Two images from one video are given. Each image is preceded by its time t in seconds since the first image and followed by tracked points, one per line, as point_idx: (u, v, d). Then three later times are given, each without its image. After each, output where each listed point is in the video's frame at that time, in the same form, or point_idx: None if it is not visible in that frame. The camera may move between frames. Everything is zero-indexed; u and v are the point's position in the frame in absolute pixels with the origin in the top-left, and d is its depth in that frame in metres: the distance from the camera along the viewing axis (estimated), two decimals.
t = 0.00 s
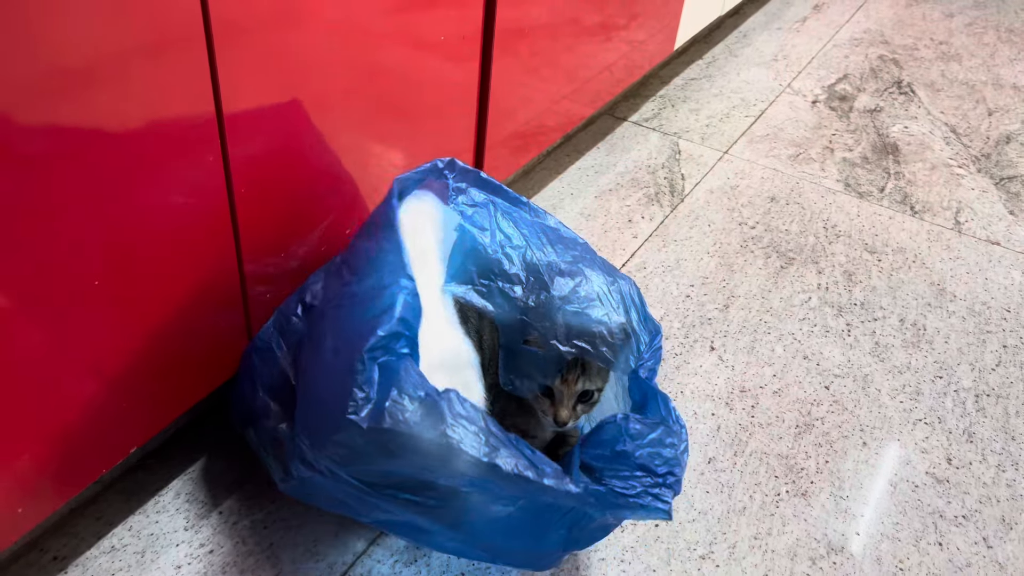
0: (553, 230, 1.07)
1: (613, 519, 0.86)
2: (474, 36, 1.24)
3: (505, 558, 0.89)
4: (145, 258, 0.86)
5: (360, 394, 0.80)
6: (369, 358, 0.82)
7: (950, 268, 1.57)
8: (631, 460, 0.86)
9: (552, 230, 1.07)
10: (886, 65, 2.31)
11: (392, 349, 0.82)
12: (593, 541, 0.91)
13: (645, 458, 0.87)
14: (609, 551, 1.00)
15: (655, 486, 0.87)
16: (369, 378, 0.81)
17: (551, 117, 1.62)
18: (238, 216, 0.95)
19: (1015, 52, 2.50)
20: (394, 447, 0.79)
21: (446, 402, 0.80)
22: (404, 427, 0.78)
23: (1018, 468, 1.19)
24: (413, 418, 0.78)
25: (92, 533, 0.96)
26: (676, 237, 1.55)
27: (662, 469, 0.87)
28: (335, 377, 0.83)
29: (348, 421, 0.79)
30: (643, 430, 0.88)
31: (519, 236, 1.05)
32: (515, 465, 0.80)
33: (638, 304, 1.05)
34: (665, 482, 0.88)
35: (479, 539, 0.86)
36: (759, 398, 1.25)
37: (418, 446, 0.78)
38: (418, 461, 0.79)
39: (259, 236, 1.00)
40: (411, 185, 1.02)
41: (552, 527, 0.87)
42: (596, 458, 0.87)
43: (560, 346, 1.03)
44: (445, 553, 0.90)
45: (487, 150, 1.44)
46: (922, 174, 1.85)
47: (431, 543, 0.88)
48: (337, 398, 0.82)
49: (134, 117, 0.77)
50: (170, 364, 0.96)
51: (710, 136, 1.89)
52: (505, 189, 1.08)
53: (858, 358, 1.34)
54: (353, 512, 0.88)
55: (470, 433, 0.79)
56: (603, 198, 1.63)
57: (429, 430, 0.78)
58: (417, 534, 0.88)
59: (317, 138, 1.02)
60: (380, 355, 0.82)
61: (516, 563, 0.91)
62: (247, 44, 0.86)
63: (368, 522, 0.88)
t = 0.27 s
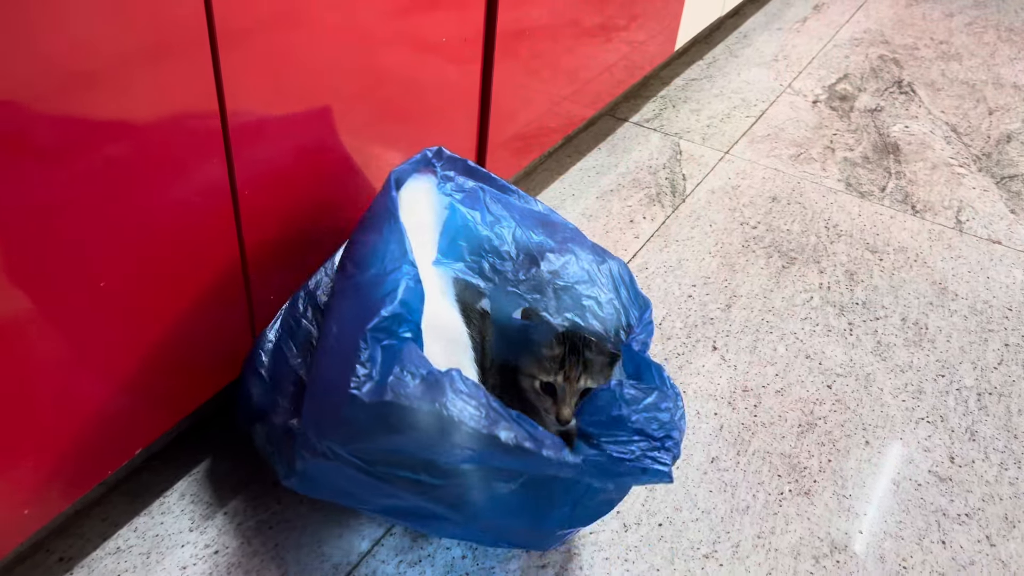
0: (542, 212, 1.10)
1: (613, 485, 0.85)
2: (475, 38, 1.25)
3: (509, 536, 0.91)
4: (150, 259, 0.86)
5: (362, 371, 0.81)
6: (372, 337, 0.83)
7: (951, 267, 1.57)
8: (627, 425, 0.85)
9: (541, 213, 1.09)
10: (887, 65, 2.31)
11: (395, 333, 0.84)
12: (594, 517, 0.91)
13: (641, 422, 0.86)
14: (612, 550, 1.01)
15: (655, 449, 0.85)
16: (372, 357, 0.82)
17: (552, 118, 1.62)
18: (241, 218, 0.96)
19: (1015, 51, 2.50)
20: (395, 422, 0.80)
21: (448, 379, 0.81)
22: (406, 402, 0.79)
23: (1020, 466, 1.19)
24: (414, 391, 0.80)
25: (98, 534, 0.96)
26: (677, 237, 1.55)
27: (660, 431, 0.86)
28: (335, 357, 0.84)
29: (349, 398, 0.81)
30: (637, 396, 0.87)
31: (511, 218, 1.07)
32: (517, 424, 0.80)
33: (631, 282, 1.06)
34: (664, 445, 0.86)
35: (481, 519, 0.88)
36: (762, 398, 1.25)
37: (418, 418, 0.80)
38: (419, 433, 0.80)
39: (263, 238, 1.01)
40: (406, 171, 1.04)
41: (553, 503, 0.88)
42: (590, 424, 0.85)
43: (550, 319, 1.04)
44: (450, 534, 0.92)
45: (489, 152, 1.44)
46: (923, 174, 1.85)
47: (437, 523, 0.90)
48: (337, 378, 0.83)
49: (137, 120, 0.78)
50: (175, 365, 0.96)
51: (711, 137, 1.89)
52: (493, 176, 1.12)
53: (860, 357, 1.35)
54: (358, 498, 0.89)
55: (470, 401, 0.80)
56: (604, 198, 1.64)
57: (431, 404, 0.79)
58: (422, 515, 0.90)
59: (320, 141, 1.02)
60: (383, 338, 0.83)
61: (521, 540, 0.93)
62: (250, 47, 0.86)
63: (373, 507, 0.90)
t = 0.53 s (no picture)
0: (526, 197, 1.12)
1: (589, 435, 0.86)
2: (474, 41, 1.24)
3: (501, 506, 0.93)
4: (150, 264, 0.86)
5: (335, 359, 0.84)
6: (346, 325, 0.86)
7: (952, 269, 1.57)
8: (590, 362, 0.88)
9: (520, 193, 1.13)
10: (887, 66, 2.31)
11: (371, 324, 0.86)
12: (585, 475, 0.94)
13: (607, 361, 0.89)
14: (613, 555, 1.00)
15: (625, 385, 0.87)
16: (346, 346, 0.85)
17: (552, 121, 1.62)
18: (241, 223, 0.95)
19: (1015, 52, 2.50)
20: (370, 407, 0.83)
21: (421, 363, 0.83)
22: (376, 387, 0.82)
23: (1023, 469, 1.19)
24: (386, 376, 0.82)
25: (97, 541, 0.96)
26: (678, 240, 1.55)
27: (628, 369, 0.88)
28: (316, 345, 0.88)
29: (324, 383, 0.84)
30: (601, 338, 0.91)
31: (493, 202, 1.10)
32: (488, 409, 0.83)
33: (611, 251, 1.09)
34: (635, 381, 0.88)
35: (472, 488, 0.89)
36: (763, 401, 1.24)
37: (391, 403, 0.82)
38: (392, 416, 0.83)
39: (262, 244, 1.00)
40: (385, 168, 1.09)
41: (539, 464, 0.90)
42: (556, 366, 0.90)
43: (533, 299, 0.99)
44: (443, 510, 0.94)
45: (489, 155, 1.44)
46: (924, 175, 1.85)
47: (428, 497, 0.92)
48: (314, 367, 0.86)
49: (137, 125, 0.77)
50: (174, 372, 0.96)
51: (711, 139, 1.89)
52: (472, 165, 1.16)
53: (861, 359, 1.34)
54: (348, 485, 0.91)
55: (442, 386, 0.83)
56: (604, 201, 1.63)
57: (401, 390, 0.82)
58: (412, 492, 0.91)
59: (320, 146, 1.02)
60: (358, 326, 0.86)
61: (514, 510, 0.94)
62: (249, 52, 0.86)
63: (367, 492, 0.92)
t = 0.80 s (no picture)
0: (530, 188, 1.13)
1: (589, 428, 0.87)
2: (475, 42, 1.24)
3: (504, 503, 0.92)
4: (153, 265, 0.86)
5: (339, 358, 0.85)
6: (350, 324, 0.87)
7: (954, 268, 1.57)
8: (587, 352, 0.88)
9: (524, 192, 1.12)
10: (887, 66, 2.31)
11: (376, 321, 0.88)
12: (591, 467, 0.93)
13: (605, 351, 0.88)
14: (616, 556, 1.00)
15: (625, 373, 0.86)
16: (350, 345, 0.86)
17: (553, 122, 1.62)
18: (243, 225, 0.96)
19: (1015, 51, 2.50)
20: (370, 407, 0.84)
21: (424, 361, 0.84)
22: (380, 387, 0.83)
23: None
24: (389, 378, 0.83)
25: (102, 543, 0.96)
26: (680, 241, 1.55)
27: (627, 358, 0.88)
28: (318, 346, 0.89)
29: (329, 383, 0.85)
30: (599, 328, 0.90)
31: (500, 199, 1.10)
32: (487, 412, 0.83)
33: (615, 247, 1.09)
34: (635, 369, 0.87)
35: (473, 485, 0.89)
36: (766, 401, 1.25)
37: (391, 404, 0.83)
38: (390, 417, 0.84)
39: (265, 246, 1.01)
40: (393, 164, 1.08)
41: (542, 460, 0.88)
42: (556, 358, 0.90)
43: (540, 288, 1.03)
44: (446, 506, 0.93)
45: (490, 156, 1.44)
46: (925, 175, 1.85)
47: (431, 497, 0.92)
48: (319, 367, 0.87)
49: (140, 128, 0.78)
50: (177, 374, 0.96)
51: (712, 139, 1.89)
52: (478, 164, 1.14)
53: (863, 359, 1.34)
54: (351, 484, 0.91)
55: (441, 387, 0.83)
56: (606, 202, 1.63)
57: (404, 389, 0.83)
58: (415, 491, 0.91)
59: (322, 148, 1.02)
60: (362, 323, 0.87)
61: (519, 507, 0.93)
62: (250, 53, 0.86)
63: (370, 491, 0.92)
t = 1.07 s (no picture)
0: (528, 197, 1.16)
1: (592, 412, 0.88)
2: (475, 46, 1.25)
3: (506, 497, 0.92)
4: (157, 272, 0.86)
5: (346, 351, 0.86)
6: (356, 317, 0.87)
7: (955, 271, 1.57)
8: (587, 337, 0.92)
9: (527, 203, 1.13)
10: (887, 68, 2.31)
11: (382, 316, 0.88)
12: (594, 453, 0.94)
13: (604, 336, 0.92)
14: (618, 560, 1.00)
15: (624, 357, 0.90)
16: (356, 339, 0.86)
17: (553, 125, 1.62)
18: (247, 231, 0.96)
19: (1015, 53, 2.50)
20: (377, 399, 0.84)
21: (428, 352, 0.84)
22: (385, 377, 0.83)
23: None
24: (396, 368, 0.83)
25: (105, 549, 0.96)
26: (680, 244, 1.56)
27: (625, 343, 0.91)
28: (325, 340, 0.89)
29: (334, 374, 0.86)
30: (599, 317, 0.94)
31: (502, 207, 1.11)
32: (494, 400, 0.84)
33: (615, 257, 1.10)
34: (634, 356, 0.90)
35: (476, 480, 0.90)
36: (767, 404, 1.25)
37: (395, 395, 0.84)
38: (395, 408, 0.84)
39: (267, 252, 1.01)
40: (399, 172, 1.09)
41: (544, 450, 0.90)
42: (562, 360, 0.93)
43: (545, 290, 1.02)
44: (450, 505, 0.94)
45: (491, 160, 1.45)
46: (925, 177, 1.85)
47: (434, 493, 0.92)
48: (325, 360, 0.88)
49: (142, 135, 0.78)
50: (180, 380, 0.96)
51: (713, 142, 1.89)
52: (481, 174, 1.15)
53: (864, 362, 1.34)
54: (356, 480, 0.92)
55: (447, 378, 0.84)
56: (606, 206, 1.64)
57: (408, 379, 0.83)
58: (418, 485, 0.91)
59: (324, 154, 1.03)
60: (368, 317, 0.88)
61: (522, 501, 0.93)
62: (251, 60, 0.86)
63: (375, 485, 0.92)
